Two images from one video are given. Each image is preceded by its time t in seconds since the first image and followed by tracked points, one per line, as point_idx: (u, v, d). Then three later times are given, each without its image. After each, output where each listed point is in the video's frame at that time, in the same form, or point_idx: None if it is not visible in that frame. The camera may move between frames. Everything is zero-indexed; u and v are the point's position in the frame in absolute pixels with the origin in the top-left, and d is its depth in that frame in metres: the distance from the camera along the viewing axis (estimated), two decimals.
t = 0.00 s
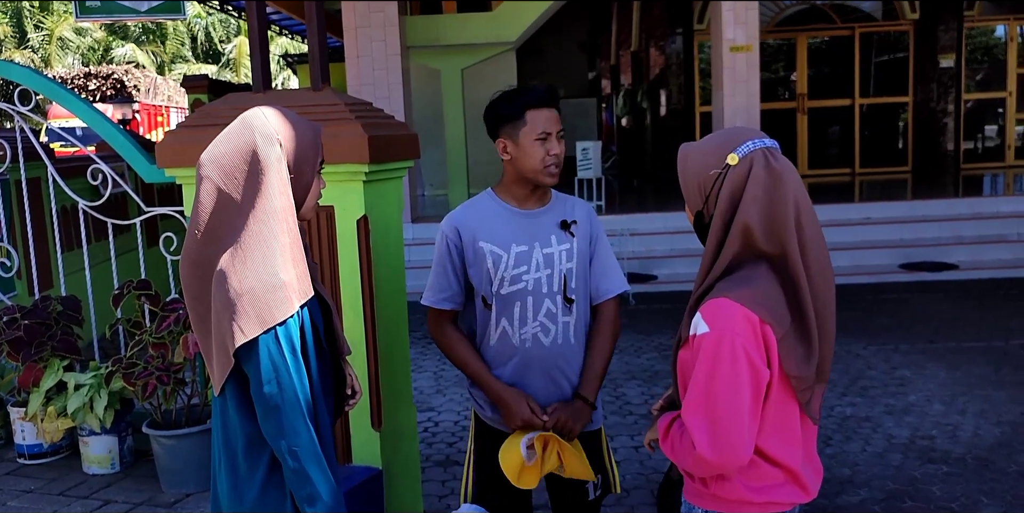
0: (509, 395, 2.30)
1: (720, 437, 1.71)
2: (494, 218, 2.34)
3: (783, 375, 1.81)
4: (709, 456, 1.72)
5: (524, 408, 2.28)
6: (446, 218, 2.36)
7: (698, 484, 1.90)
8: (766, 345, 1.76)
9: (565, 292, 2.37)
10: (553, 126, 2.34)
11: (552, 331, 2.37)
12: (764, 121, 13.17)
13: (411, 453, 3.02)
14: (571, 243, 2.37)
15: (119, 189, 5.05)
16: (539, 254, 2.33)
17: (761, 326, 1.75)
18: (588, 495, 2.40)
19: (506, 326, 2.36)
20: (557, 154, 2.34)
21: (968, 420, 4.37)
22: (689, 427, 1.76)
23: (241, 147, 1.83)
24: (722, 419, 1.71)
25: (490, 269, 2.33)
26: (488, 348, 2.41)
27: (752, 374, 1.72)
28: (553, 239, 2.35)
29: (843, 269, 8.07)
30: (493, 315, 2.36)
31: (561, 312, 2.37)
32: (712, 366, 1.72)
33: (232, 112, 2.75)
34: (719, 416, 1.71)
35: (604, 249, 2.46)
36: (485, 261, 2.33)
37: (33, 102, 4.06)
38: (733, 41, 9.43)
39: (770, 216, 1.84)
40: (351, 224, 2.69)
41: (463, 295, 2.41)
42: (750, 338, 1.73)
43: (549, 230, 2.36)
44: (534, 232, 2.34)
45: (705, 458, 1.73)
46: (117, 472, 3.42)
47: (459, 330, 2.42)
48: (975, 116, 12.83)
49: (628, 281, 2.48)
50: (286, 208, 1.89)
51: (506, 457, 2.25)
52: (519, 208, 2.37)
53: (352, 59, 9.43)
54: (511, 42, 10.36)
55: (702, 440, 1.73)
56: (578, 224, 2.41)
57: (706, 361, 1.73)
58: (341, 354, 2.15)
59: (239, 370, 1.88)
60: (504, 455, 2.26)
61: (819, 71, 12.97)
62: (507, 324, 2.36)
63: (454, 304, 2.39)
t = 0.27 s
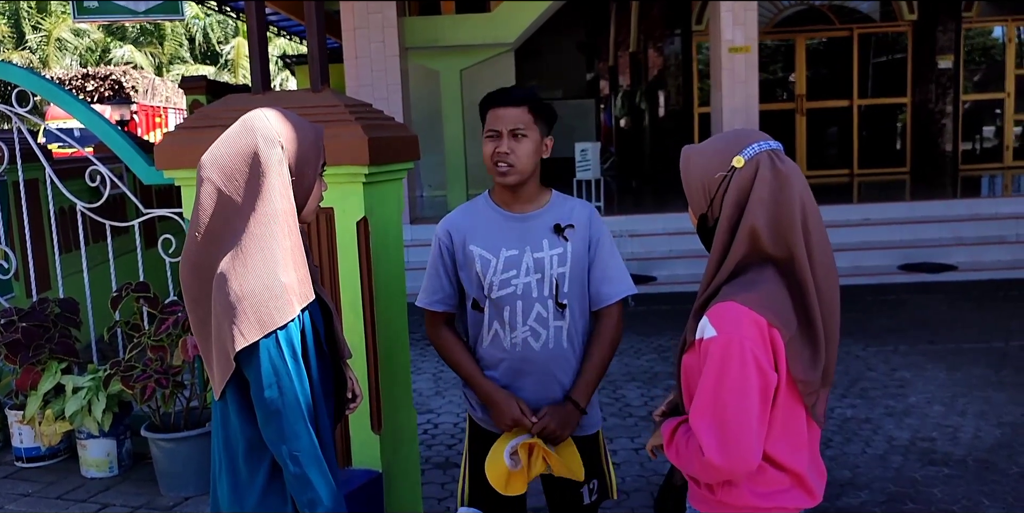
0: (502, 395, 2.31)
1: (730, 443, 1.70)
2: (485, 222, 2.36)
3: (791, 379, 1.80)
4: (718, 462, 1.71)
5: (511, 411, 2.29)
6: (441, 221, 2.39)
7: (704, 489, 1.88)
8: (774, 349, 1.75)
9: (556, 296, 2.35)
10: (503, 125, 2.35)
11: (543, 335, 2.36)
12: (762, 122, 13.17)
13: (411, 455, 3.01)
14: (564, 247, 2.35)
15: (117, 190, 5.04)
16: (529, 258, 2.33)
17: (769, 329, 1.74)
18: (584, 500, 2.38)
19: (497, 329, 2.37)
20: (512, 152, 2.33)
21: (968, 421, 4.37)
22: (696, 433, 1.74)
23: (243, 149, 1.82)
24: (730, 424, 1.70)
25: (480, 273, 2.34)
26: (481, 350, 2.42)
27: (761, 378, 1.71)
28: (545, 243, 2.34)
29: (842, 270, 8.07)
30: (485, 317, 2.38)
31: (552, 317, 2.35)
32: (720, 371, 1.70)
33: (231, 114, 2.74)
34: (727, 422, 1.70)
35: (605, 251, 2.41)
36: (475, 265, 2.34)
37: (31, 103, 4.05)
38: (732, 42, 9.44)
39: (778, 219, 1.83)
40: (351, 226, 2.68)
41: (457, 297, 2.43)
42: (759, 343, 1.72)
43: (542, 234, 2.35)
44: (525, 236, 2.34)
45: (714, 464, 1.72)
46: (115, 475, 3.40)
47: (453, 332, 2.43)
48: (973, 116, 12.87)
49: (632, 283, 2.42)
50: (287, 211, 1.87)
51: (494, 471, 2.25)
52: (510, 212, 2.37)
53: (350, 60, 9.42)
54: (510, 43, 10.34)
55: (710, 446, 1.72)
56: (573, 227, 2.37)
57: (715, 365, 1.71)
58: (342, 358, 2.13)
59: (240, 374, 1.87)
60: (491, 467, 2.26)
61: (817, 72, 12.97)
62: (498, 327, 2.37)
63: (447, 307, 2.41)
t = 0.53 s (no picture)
0: (488, 397, 2.33)
1: (745, 446, 1.68)
2: (476, 225, 2.38)
3: (801, 382, 1.79)
4: (733, 467, 1.69)
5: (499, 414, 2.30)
6: (438, 224, 2.43)
7: (713, 494, 1.86)
8: (787, 350, 1.74)
9: (547, 299, 2.34)
10: (484, 129, 2.32)
11: (532, 338, 2.35)
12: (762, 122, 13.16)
13: (413, 457, 2.99)
14: (555, 249, 2.33)
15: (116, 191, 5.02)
16: (519, 260, 2.33)
17: (782, 331, 1.74)
18: (579, 505, 2.38)
19: (489, 330, 2.38)
20: (491, 157, 2.31)
21: (970, 422, 4.36)
22: (711, 436, 1.72)
23: (245, 150, 1.81)
24: (745, 427, 1.68)
25: (471, 274, 2.36)
26: (475, 350, 2.44)
27: (775, 381, 1.70)
28: (535, 244, 2.33)
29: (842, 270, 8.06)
30: (477, 319, 2.39)
31: (543, 319, 2.34)
32: (735, 374, 1.69)
33: (230, 115, 2.72)
34: (743, 426, 1.68)
35: (602, 253, 2.37)
36: (465, 267, 2.37)
37: (30, 103, 4.03)
38: (732, 42, 9.43)
39: (788, 220, 1.83)
40: (352, 228, 2.67)
41: (455, 298, 2.48)
42: (771, 344, 1.71)
43: (532, 236, 2.33)
44: (516, 238, 2.34)
45: (730, 469, 1.70)
46: (115, 478, 3.39)
47: (452, 335, 2.47)
48: (972, 116, 12.88)
49: (629, 288, 2.38)
50: (289, 213, 1.86)
51: (473, 469, 2.34)
52: (502, 214, 2.37)
53: (349, 60, 9.40)
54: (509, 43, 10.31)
55: (726, 449, 1.70)
56: (565, 229, 2.35)
57: (731, 368, 1.70)
58: (346, 361, 2.12)
59: (242, 377, 1.85)
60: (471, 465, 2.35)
61: (816, 72, 12.94)
62: (489, 328, 2.38)
63: (444, 307, 2.46)
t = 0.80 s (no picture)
0: (472, 403, 2.36)
1: (756, 446, 1.67)
2: (472, 226, 2.38)
3: (810, 382, 1.79)
4: (744, 468, 1.68)
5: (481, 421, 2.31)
6: (435, 225, 2.45)
7: (723, 496, 1.85)
8: (797, 350, 1.74)
9: (538, 300, 2.33)
10: (476, 129, 2.31)
11: (523, 340, 2.34)
12: (761, 121, 13.14)
13: (415, 459, 2.98)
14: (546, 250, 2.31)
15: (116, 191, 5.01)
16: (511, 261, 2.32)
17: (792, 330, 1.73)
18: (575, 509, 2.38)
19: (482, 331, 2.38)
20: (483, 158, 2.30)
21: (973, 421, 4.35)
22: (721, 437, 1.71)
23: (246, 150, 1.80)
24: (755, 427, 1.68)
25: (464, 275, 2.37)
26: (469, 351, 2.45)
27: (785, 381, 1.69)
28: (526, 245, 2.32)
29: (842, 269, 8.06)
30: (470, 320, 2.40)
31: (534, 321, 2.34)
32: (747, 374, 1.68)
33: (230, 115, 2.71)
34: (754, 427, 1.67)
35: (596, 254, 2.34)
36: (459, 267, 2.38)
37: (29, 103, 4.01)
38: (732, 41, 9.42)
39: (796, 220, 1.82)
40: (354, 228, 2.66)
41: (453, 299, 2.50)
42: (781, 344, 1.71)
43: (523, 237, 2.32)
44: (508, 238, 2.33)
45: (740, 470, 1.69)
46: (116, 479, 3.38)
47: (450, 336, 2.51)
48: (972, 115, 12.88)
49: (622, 292, 2.36)
50: (289, 212, 1.85)
51: (468, 478, 2.31)
52: (495, 215, 2.37)
53: (349, 60, 9.39)
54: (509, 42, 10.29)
55: (737, 450, 1.68)
56: (557, 230, 2.32)
57: (741, 368, 1.69)
58: (349, 362, 2.11)
59: (244, 378, 1.84)
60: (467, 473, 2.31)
61: (816, 71, 12.93)
62: (482, 329, 2.38)
63: (442, 308, 2.49)
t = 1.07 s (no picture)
0: (464, 404, 2.35)
1: (760, 446, 1.66)
2: (467, 226, 2.37)
3: (812, 380, 1.79)
4: (746, 467, 1.67)
5: (473, 422, 2.31)
6: (431, 224, 2.45)
7: (725, 496, 1.84)
8: (799, 349, 1.73)
9: (532, 300, 2.32)
10: (469, 128, 2.30)
11: (517, 340, 2.33)
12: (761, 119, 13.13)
13: (416, 458, 2.97)
14: (540, 250, 2.30)
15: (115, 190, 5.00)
16: (505, 261, 2.31)
17: (795, 329, 1.72)
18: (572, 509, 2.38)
19: (477, 331, 2.38)
20: (477, 156, 2.29)
21: (975, 420, 4.34)
22: (724, 437, 1.70)
23: (245, 148, 1.79)
24: (758, 427, 1.66)
25: (459, 275, 2.36)
26: (464, 351, 2.44)
27: (789, 380, 1.68)
28: (521, 245, 2.31)
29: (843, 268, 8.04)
30: (464, 320, 2.39)
31: (528, 321, 2.33)
32: (751, 373, 1.67)
33: (230, 113, 2.70)
34: (757, 426, 1.66)
35: (590, 254, 2.32)
36: (454, 267, 2.38)
37: (29, 102, 3.99)
38: (732, 39, 9.41)
39: (798, 219, 1.81)
40: (355, 227, 2.65)
41: (449, 298, 2.50)
42: (785, 343, 1.70)
43: (518, 237, 2.31)
44: (502, 238, 2.32)
45: (743, 469, 1.68)
46: (116, 480, 3.37)
47: (446, 336, 2.51)
48: (971, 113, 12.88)
49: (616, 293, 2.34)
50: (289, 211, 1.84)
51: (465, 484, 2.28)
52: (490, 215, 2.36)
53: (349, 58, 9.36)
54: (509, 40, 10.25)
55: (740, 450, 1.67)
56: (552, 230, 2.31)
57: (745, 368, 1.68)
58: (349, 362, 2.10)
59: (245, 378, 1.83)
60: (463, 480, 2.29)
61: (816, 69, 12.92)
62: (477, 329, 2.37)
63: (438, 307, 2.49)
